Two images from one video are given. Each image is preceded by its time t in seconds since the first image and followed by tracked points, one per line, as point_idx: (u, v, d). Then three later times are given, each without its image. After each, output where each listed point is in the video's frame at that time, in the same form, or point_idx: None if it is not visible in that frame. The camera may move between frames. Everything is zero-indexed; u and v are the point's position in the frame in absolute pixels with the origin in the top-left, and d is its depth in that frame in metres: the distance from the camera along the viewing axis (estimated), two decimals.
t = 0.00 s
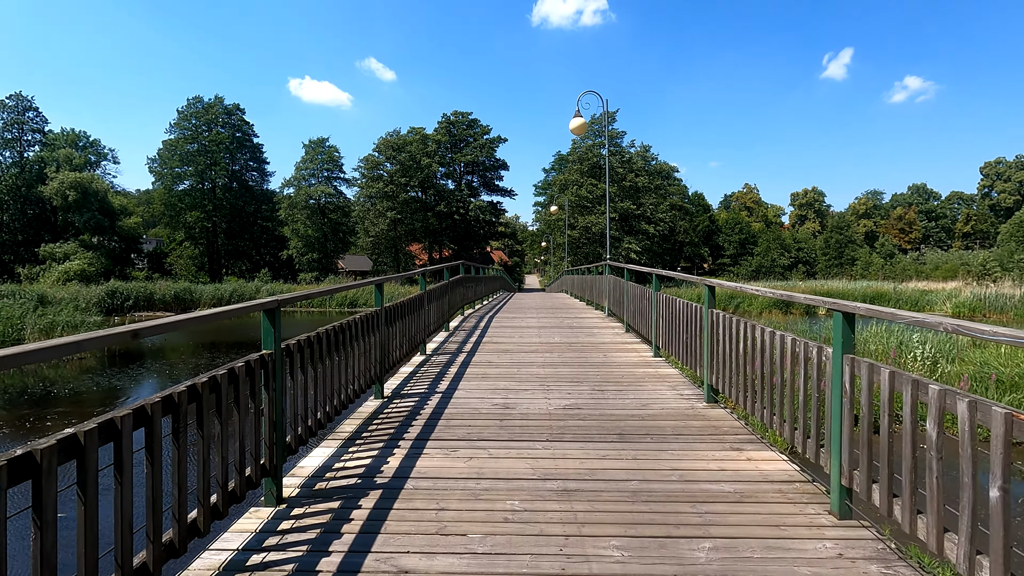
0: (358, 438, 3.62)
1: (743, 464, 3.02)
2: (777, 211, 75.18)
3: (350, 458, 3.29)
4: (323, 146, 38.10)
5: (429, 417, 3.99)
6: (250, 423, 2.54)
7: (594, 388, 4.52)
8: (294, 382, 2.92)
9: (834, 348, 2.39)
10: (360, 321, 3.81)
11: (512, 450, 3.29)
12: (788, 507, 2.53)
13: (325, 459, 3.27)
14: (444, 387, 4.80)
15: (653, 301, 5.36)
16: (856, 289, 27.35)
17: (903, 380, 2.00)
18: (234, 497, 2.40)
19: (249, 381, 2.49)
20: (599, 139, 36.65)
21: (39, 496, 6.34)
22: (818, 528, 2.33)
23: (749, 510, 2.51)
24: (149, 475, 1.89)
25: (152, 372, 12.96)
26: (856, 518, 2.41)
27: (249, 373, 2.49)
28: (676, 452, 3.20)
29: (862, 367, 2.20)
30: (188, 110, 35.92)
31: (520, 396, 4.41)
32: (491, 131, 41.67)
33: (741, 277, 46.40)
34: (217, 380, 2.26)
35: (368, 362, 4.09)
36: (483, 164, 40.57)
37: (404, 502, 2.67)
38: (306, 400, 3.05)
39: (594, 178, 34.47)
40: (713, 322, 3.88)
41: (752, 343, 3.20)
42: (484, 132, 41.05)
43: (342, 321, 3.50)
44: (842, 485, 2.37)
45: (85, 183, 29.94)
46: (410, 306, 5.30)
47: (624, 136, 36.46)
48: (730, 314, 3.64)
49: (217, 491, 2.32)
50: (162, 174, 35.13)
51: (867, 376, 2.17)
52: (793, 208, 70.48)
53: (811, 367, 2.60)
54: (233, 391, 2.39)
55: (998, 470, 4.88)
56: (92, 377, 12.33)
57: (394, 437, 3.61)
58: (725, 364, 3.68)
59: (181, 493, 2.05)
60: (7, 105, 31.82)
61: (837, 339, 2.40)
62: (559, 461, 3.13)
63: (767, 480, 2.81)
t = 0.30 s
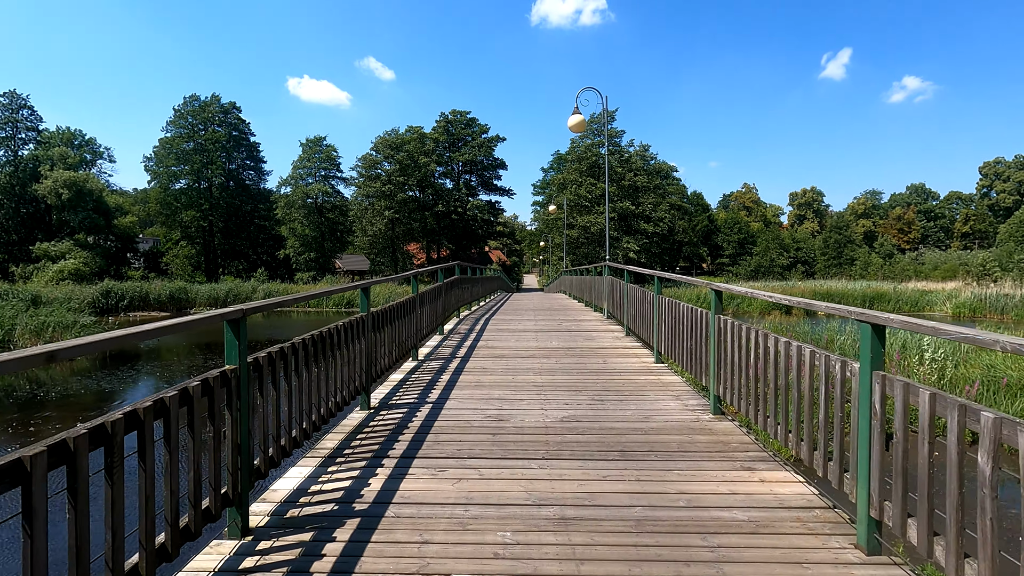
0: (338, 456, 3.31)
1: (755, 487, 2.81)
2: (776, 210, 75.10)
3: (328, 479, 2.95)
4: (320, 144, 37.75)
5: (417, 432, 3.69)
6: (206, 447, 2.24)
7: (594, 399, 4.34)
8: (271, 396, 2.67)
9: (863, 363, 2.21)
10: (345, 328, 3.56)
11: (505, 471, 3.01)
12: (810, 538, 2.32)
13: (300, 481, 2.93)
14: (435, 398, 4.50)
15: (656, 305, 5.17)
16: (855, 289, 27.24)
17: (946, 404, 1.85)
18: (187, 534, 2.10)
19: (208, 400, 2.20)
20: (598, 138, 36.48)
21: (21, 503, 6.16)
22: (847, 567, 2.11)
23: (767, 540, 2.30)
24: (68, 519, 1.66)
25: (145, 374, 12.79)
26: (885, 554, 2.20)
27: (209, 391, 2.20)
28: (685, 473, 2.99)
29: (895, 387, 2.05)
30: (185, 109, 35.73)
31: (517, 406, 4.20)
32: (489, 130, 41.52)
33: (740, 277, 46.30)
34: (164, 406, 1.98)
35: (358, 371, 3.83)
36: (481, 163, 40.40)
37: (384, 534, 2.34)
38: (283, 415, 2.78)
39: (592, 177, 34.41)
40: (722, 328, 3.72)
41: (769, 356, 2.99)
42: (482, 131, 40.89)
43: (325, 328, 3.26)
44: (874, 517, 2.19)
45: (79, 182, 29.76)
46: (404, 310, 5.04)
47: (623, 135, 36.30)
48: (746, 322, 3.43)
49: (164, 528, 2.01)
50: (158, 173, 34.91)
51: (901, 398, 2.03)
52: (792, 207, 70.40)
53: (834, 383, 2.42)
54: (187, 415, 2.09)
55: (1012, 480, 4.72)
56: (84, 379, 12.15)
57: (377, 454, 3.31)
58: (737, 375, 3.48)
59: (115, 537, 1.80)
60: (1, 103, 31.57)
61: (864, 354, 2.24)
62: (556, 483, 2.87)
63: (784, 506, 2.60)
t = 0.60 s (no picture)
0: (322, 470, 3.10)
1: (775, 510, 2.64)
2: (774, 211, 75.11)
3: (308, 499, 2.75)
4: (317, 144, 37.68)
5: (407, 444, 3.50)
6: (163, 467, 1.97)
7: (596, 405, 4.25)
8: (245, 410, 2.45)
9: (905, 373, 1.99)
10: (329, 333, 3.35)
11: (505, 488, 2.86)
12: (840, 569, 2.15)
13: (278, 502, 2.72)
14: (429, 406, 4.30)
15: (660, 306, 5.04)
16: (855, 290, 27.21)
17: (1011, 423, 1.60)
18: (140, 569, 1.83)
19: (173, 415, 1.94)
20: (596, 138, 36.43)
21: (5, 509, 6.00)
22: None
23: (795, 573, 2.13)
24: None
25: (140, 375, 12.63)
26: None
27: (170, 403, 1.94)
28: (697, 492, 2.82)
29: (945, 402, 1.80)
30: (181, 109, 35.53)
31: (518, 415, 4.08)
32: (487, 130, 41.40)
33: (739, 277, 46.27)
34: (102, 427, 1.69)
35: (346, 376, 3.65)
36: (479, 163, 40.28)
37: (368, 565, 2.15)
38: (260, 427, 2.58)
39: (591, 177, 34.35)
40: (735, 334, 3.54)
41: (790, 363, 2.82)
42: (481, 131, 40.77)
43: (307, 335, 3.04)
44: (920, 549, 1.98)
45: (74, 182, 29.55)
46: (398, 312, 4.87)
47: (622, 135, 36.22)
48: (761, 325, 3.27)
49: (109, 566, 1.72)
50: (154, 173, 34.68)
51: (956, 414, 1.77)
52: (790, 207, 70.43)
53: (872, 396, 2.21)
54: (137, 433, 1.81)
55: None
56: (77, 381, 11.98)
57: (364, 470, 3.09)
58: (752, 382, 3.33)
59: None
60: None
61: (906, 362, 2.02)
62: (558, 502, 2.72)
63: (811, 532, 2.43)
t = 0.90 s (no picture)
0: (306, 497, 2.90)
1: (807, 540, 2.36)
2: (774, 212, 75.08)
3: (286, 531, 2.53)
4: (315, 146, 37.63)
5: (398, 465, 3.29)
6: (113, 503, 1.81)
7: (603, 417, 4.00)
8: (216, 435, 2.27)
9: (970, 395, 1.84)
10: (316, 343, 3.16)
11: (506, 516, 2.61)
12: None
13: (255, 534, 2.51)
14: (424, 420, 4.10)
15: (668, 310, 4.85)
16: (855, 291, 27.08)
17: None
18: None
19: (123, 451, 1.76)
20: (595, 139, 36.35)
21: None
22: None
23: None
24: None
25: (132, 380, 12.40)
26: None
27: (120, 431, 1.77)
28: (720, 520, 2.54)
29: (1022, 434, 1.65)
30: (178, 109, 35.38)
31: (520, 429, 3.83)
32: (486, 131, 41.28)
33: (738, 279, 46.20)
34: (35, 466, 1.50)
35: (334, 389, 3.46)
36: (478, 164, 40.14)
37: None
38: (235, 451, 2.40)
39: (590, 178, 34.24)
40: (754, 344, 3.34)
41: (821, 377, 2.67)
42: (479, 132, 40.64)
43: (291, 346, 2.85)
44: None
45: (69, 183, 29.35)
46: (390, 319, 4.68)
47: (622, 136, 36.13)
48: (779, 334, 3.08)
49: None
50: (151, 174, 34.50)
51: None
52: (789, 209, 70.40)
53: (923, 422, 2.09)
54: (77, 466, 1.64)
55: None
56: (67, 387, 11.75)
57: (351, 497, 2.88)
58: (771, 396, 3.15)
59: None
60: None
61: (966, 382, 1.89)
62: (566, 533, 2.43)
63: (851, 569, 2.14)
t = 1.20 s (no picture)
0: (281, 522, 2.43)
1: None
2: (773, 215, 74.98)
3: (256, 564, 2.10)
4: (314, 148, 37.62)
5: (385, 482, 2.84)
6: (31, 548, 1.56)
7: (607, 432, 3.66)
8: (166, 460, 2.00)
9: None
10: (294, 352, 2.88)
11: (500, 547, 2.20)
12: None
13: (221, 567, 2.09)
14: (417, 429, 3.71)
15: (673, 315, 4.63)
16: (856, 294, 26.92)
17: None
18: None
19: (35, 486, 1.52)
20: (594, 141, 36.30)
21: None
22: None
23: None
24: None
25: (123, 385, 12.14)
26: None
27: (37, 465, 1.52)
28: (741, 550, 2.19)
29: None
30: (176, 111, 35.31)
31: (513, 441, 3.47)
32: (485, 133, 41.19)
33: (738, 282, 46.05)
34: None
35: (317, 401, 3.20)
36: (477, 167, 40.02)
37: None
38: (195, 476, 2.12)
39: (589, 181, 34.15)
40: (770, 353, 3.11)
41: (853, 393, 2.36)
42: (478, 135, 40.53)
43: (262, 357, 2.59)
44: None
45: (65, 185, 29.20)
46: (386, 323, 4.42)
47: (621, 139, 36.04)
48: (801, 344, 2.84)
49: None
50: (148, 177, 34.34)
51: None
52: (788, 212, 70.35)
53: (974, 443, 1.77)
54: None
55: None
56: (56, 391, 11.50)
57: (330, 521, 2.45)
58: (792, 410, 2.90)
59: None
60: None
61: None
62: (568, 569, 2.06)
63: None
